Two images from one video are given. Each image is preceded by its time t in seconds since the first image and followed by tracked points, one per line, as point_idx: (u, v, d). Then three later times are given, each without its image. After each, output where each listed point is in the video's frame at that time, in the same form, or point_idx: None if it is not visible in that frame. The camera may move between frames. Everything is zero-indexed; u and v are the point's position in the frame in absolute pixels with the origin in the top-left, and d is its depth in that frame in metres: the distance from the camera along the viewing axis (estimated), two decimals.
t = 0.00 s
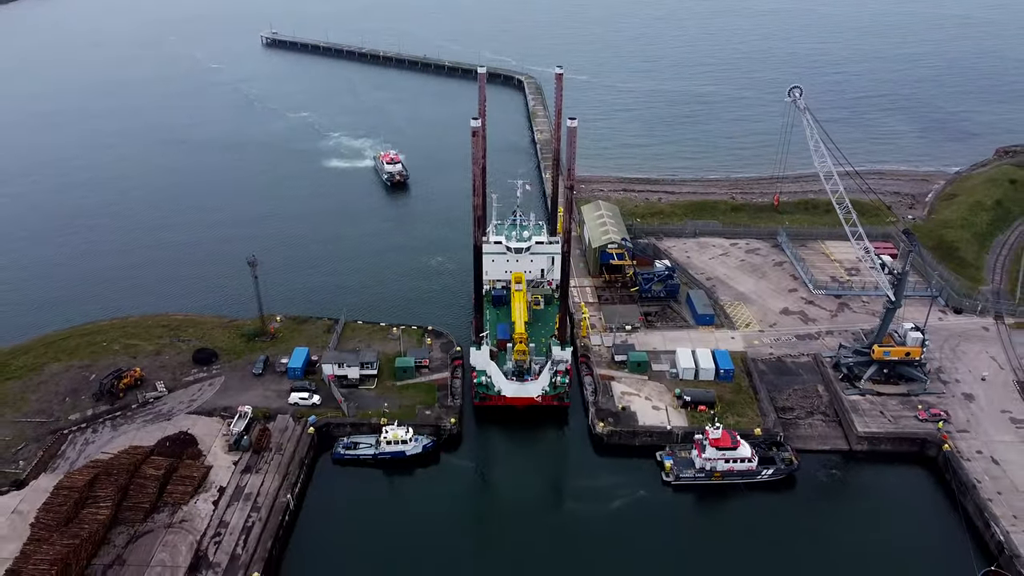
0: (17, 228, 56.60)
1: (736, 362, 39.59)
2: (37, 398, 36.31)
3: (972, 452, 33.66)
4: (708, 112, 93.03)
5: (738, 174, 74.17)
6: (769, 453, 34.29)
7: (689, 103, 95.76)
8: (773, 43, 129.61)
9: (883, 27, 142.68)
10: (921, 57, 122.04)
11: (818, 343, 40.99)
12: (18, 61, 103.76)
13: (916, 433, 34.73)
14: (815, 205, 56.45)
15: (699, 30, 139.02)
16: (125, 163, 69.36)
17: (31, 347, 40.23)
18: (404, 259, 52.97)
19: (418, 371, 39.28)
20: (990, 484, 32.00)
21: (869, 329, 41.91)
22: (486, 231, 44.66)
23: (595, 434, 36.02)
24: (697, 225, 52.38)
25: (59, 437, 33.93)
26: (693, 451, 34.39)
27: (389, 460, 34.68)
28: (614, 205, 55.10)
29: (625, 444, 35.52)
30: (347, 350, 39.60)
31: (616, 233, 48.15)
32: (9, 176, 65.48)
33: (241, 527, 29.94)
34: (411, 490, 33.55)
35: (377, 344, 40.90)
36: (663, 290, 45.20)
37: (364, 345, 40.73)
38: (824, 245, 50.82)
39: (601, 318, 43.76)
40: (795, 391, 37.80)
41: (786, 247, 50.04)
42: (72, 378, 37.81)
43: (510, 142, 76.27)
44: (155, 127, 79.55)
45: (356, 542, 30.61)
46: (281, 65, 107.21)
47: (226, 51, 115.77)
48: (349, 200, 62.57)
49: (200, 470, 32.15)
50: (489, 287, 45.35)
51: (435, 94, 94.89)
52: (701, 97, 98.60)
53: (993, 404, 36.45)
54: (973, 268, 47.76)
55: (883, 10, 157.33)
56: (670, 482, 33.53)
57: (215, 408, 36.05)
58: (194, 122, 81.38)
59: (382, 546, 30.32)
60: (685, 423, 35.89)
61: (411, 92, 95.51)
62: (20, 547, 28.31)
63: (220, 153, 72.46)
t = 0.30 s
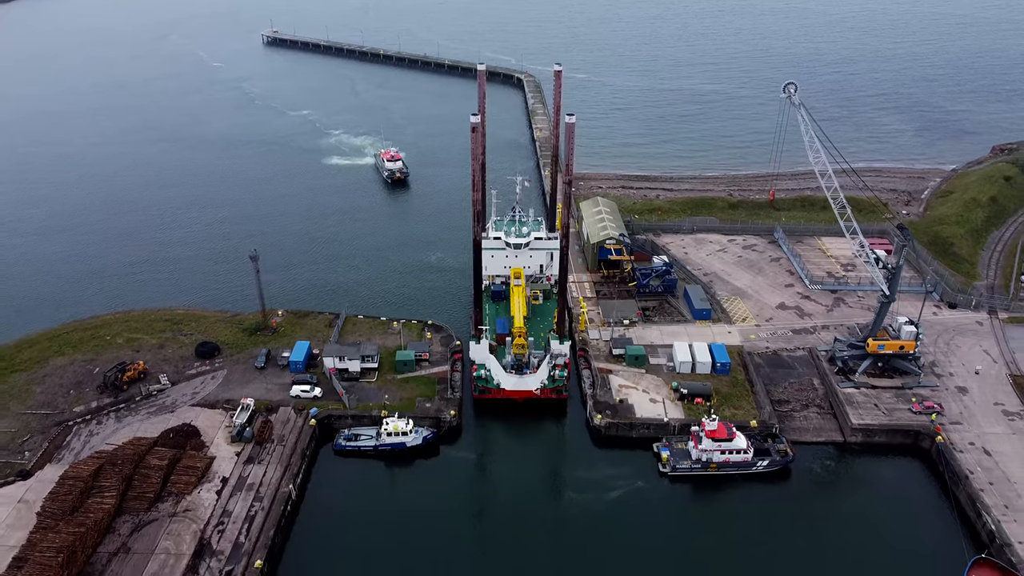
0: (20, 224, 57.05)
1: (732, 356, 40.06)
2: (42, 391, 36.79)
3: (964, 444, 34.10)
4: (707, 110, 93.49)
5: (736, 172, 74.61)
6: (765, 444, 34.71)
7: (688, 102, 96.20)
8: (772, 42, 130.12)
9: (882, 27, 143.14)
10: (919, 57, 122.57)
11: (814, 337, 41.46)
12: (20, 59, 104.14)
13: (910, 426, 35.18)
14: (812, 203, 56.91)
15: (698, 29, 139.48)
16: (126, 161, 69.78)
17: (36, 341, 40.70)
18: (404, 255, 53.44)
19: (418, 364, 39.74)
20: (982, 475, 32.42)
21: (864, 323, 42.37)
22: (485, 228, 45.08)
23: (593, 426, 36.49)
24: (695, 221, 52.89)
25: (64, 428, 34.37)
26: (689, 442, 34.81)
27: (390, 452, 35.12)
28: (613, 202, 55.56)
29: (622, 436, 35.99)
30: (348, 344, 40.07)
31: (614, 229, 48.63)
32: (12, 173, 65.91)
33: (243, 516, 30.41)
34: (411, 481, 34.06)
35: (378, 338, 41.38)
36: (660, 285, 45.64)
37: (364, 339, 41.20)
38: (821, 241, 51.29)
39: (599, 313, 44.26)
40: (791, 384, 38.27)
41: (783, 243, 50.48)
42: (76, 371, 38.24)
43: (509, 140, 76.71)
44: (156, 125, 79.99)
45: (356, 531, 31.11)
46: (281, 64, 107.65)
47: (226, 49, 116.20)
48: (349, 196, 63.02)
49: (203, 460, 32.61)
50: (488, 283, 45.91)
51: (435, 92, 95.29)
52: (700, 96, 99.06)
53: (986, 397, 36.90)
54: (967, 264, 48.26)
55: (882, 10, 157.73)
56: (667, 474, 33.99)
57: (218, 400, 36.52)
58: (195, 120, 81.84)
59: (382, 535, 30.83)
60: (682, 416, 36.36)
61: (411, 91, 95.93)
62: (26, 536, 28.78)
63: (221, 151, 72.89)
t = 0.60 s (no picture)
0: (22, 222, 57.48)
1: (729, 349, 40.56)
2: (47, 383, 37.28)
3: (958, 435, 34.57)
4: (705, 109, 93.97)
5: (735, 170, 75.13)
6: (760, 436, 35.22)
7: (687, 101, 96.67)
8: (771, 41, 130.67)
9: (880, 26, 143.65)
10: (917, 56, 123.09)
11: (810, 331, 41.95)
12: (21, 58, 104.55)
13: (904, 417, 35.67)
14: (809, 199, 57.42)
15: (697, 28, 140.00)
16: (127, 159, 70.23)
17: (41, 335, 41.17)
18: (405, 251, 53.95)
19: (418, 357, 40.23)
20: (974, 466, 32.89)
21: (860, 318, 42.86)
22: (485, 223, 45.43)
23: (591, 418, 37.00)
24: (693, 217, 53.36)
25: (70, 420, 34.83)
26: (686, 434, 35.32)
27: (391, 443, 35.64)
28: (612, 199, 56.04)
29: (620, 427, 36.50)
30: (349, 337, 40.57)
31: (612, 225, 49.13)
32: (14, 171, 66.36)
33: (247, 505, 30.89)
34: (411, 471, 34.59)
35: (379, 332, 41.86)
36: (658, 280, 46.08)
37: (366, 333, 41.70)
38: (817, 237, 51.79)
39: (597, 307, 44.75)
40: (787, 377, 38.79)
41: (780, 239, 51.00)
42: (80, 364, 38.74)
43: (509, 138, 77.20)
44: (158, 123, 80.46)
45: (357, 518, 31.70)
46: (282, 62, 108.09)
47: (227, 48, 116.64)
48: (350, 193, 63.52)
49: (207, 451, 33.10)
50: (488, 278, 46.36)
51: (435, 90, 95.77)
52: (699, 95, 99.55)
53: (979, 389, 37.40)
54: (962, 260, 48.79)
55: (881, 9, 158.24)
56: (664, 464, 34.51)
57: (221, 392, 37.00)
58: (196, 118, 82.29)
59: (382, 522, 31.41)
60: (679, 408, 36.88)
61: (411, 89, 96.35)
62: (33, 524, 29.27)
63: (222, 148, 73.36)
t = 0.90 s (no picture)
0: (25, 219, 57.90)
1: (725, 343, 41.07)
2: (53, 375, 37.81)
3: (951, 427, 35.08)
4: (704, 108, 94.46)
5: (733, 168, 75.59)
6: (756, 427, 35.70)
7: (686, 100, 97.12)
8: (770, 41, 131.20)
9: (878, 25, 144.22)
10: (915, 55, 123.64)
11: (805, 325, 42.46)
12: (23, 57, 105.06)
13: (898, 409, 36.20)
14: (805, 196, 57.89)
15: (696, 27, 140.56)
16: (129, 157, 70.69)
17: (46, 329, 41.66)
18: (405, 247, 54.44)
19: (418, 351, 40.73)
20: (966, 456, 33.39)
21: (855, 312, 43.35)
22: (485, 219, 45.95)
23: (590, 410, 37.52)
24: (691, 214, 53.85)
25: (75, 411, 35.33)
26: (682, 425, 35.81)
27: (392, 434, 36.14)
28: (610, 195, 56.55)
29: (618, 419, 37.01)
30: (350, 331, 41.08)
31: (611, 220, 49.65)
32: (17, 169, 66.86)
33: (250, 494, 31.39)
34: (412, 462, 35.06)
35: (380, 326, 42.37)
36: (656, 275, 46.56)
37: (367, 326, 42.21)
38: (814, 233, 52.29)
39: (596, 302, 45.28)
40: (783, 370, 39.29)
41: (777, 235, 51.52)
42: (85, 357, 39.26)
43: (508, 135, 77.65)
44: (159, 121, 80.96)
45: (358, 509, 32.15)
46: (283, 61, 108.59)
47: (228, 47, 117.13)
48: (351, 191, 63.97)
49: (211, 441, 33.60)
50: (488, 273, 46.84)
51: (435, 89, 96.26)
52: (697, 94, 100.05)
53: (972, 382, 37.91)
54: (956, 255, 49.31)
55: (879, 9, 158.81)
56: (661, 455, 35.02)
57: (224, 384, 37.51)
58: (197, 117, 82.74)
59: (382, 513, 31.85)
60: (676, 400, 37.39)
61: (411, 87, 96.82)
62: (40, 513, 29.76)
63: (224, 146, 73.83)
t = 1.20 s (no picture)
0: (28, 217, 58.41)
1: (722, 336, 41.61)
2: (59, 367, 38.37)
3: (944, 418, 35.59)
4: (703, 107, 95.02)
5: (731, 166, 76.13)
6: (752, 419, 36.23)
7: (684, 99, 97.71)
8: (769, 40, 131.78)
9: (877, 25, 144.81)
10: (913, 54, 124.22)
11: (801, 319, 42.98)
12: (25, 56, 105.70)
13: (892, 401, 36.73)
14: (802, 193, 58.42)
15: (696, 26, 141.11)
16: (132, 155, 71.22)
17: (51, 322, 42.20)
18: (406, 243, 55.00)
19: (419, 344, 41.31)
20: (959, 446, 33.92)
21: (850, 306, 43.90)
22: (485, 215, 46.48)
23: (588, 402, 38.03)
24: (689, 210, 54.40)
25: (81, 403, 35.85)
26: (680, 417, 36.39)
27: (393, 426, 36.68)
28: (609, 192, 57.08)
29: (616, 411, 37.55)
30: (352, 325, 41.65)
31: (609, 216, 50.19)
32: (21, 167, 67.47)
33: (254, 484, 31.91)
34: (413, 453, 35.55)
35: (381, 320, 42.92)
36: (654, 270, 47.07)
37: (368, 320, 42.74)
38: (810, 229, 52.86)
39: (594, 296, 45.83)
40: (779, 363, 39.84)
41: (773, 231, 52.08)
42: (90, 350, 39.79)
43: (508, 133, 78.18)
44: (162, 120, 81.56)
45: (359, 499, 32.65)
46: (284, 60, 109.16)
47: (229, 46, 117.70)
48: (352, 188, 64.52)
49: (215, 432, 34.14)
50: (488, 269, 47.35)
51: (435, 87, 96.80)
52: (696, 93, 100.62)
53: (966, 374, 38.44)
54: (952, 251, 49.87)
55: (877, 8, 159.36)
56: (658, 446, 35.55)
57: (227, 377, 38.05)
58: (198, 115, 83.28)
59: (383, 503, 32.33)
60: (673, 391, 37.94)
61: (411, 86, 97.33)
62: (48, 501, 30.28)
63: (225, 144, 74.36)
